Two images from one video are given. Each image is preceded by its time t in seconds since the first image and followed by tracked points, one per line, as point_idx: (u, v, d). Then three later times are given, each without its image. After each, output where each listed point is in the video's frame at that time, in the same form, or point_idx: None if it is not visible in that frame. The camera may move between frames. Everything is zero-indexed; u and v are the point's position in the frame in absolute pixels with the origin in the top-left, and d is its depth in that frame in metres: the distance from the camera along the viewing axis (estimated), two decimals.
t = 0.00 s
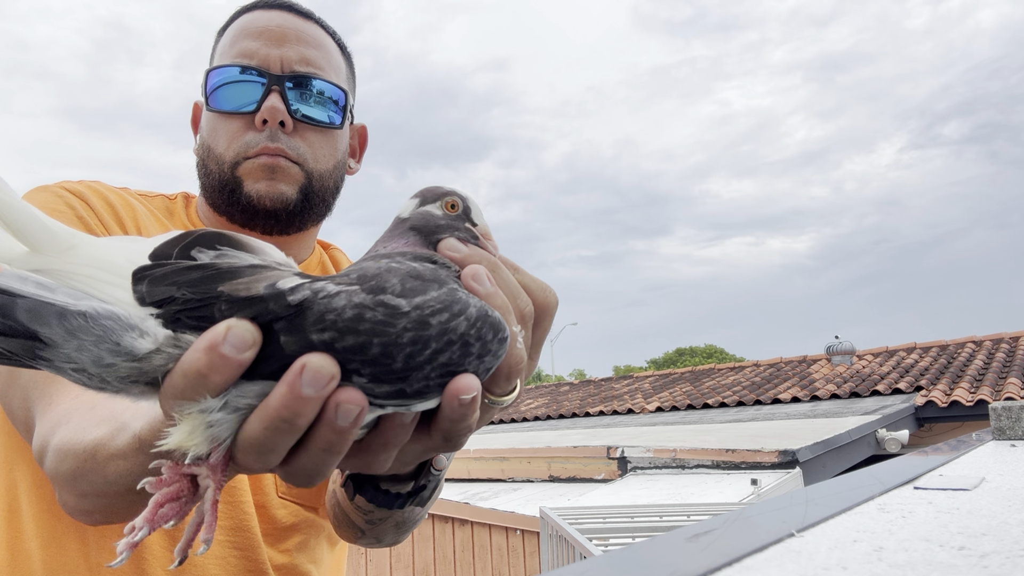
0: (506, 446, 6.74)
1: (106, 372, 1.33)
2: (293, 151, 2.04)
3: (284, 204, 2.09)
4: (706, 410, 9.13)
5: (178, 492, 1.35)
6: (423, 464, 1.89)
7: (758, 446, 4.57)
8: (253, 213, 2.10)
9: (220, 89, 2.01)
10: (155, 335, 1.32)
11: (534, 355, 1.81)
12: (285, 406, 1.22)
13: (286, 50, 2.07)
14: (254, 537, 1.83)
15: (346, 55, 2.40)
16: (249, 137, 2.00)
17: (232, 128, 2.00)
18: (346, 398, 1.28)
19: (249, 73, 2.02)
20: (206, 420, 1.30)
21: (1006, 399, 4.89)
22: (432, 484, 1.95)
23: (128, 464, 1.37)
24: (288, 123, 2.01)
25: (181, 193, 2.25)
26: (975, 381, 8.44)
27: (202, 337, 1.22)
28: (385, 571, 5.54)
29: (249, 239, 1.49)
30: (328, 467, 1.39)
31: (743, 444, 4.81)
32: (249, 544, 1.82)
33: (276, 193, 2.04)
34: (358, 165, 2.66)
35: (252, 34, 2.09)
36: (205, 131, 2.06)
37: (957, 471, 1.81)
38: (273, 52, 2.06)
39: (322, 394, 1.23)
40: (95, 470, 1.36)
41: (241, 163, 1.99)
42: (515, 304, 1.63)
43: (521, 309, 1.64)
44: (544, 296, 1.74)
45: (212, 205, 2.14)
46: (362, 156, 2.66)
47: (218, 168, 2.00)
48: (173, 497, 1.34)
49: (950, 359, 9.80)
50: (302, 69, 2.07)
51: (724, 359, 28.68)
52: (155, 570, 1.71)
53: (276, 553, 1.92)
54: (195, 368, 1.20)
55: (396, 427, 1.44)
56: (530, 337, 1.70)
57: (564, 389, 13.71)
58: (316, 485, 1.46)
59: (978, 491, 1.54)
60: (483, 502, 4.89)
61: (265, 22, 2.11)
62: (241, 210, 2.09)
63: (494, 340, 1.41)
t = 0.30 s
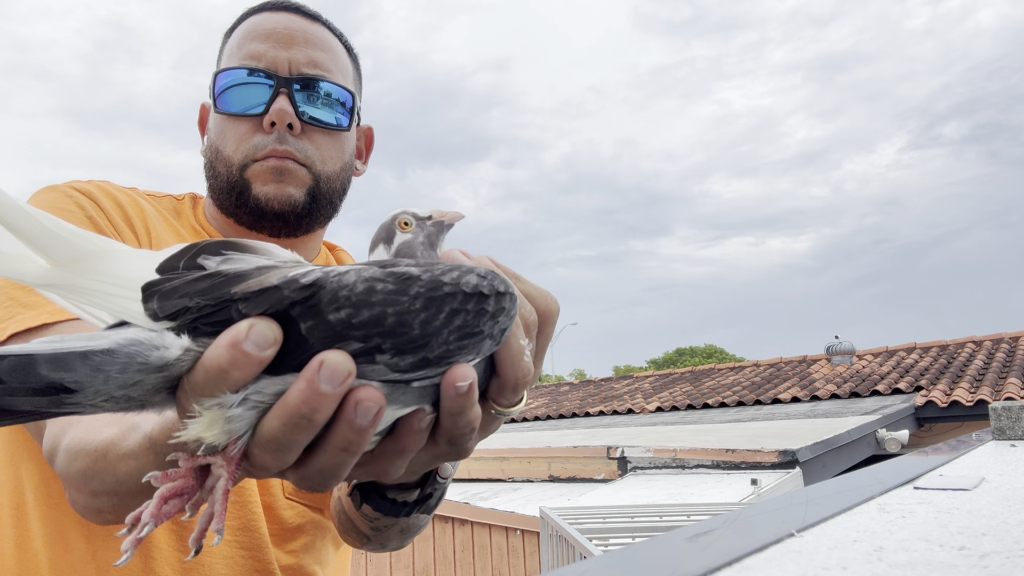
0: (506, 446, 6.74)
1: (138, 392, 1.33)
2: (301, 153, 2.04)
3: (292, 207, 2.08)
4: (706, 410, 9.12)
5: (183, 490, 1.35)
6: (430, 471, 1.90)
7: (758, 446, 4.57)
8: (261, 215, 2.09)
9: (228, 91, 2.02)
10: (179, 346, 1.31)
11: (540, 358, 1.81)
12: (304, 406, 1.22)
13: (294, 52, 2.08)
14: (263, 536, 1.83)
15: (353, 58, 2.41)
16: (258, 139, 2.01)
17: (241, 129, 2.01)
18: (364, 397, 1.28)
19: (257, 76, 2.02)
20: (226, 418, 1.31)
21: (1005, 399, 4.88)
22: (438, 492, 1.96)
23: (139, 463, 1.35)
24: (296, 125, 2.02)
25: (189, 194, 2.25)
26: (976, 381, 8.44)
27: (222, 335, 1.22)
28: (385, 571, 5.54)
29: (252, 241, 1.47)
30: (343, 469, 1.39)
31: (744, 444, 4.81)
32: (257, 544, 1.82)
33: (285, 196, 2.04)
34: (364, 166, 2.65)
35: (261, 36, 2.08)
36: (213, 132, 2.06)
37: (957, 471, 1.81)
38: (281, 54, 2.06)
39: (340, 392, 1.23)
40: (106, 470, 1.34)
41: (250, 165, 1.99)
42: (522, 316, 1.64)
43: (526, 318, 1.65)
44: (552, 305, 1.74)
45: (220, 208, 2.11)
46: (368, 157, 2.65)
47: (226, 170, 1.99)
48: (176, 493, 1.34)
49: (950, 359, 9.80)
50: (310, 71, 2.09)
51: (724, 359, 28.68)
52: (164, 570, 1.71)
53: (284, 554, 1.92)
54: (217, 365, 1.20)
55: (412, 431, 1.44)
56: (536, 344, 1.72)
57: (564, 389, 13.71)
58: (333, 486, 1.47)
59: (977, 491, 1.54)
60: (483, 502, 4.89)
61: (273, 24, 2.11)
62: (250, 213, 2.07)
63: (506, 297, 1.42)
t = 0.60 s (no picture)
0: (506, 446, 6.74)
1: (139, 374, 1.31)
2: (302, 152, 2.04)
3: (294, 208, 2.10)
4: (706, 411, 9.13)
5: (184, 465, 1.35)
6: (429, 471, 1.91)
7: (758, 446, 4.57)
8: (262, 215, 2.11)
9: (229, 90, 2.02)
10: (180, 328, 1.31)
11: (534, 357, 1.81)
12: (298, 390, 1.22)
13: (295, 50, 2.08)
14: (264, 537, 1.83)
15: (353, 55, 2.40)
16: (259, 138, 2.00)
17: (242, 129, 2.01)
18: (359, 385, 1.28)
19: (257, 74, 2.02)
20: (222, 400, 1.30)
21: (1005, 399, 4.88)
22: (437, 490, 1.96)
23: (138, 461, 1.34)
24: (297, 123, 2.01)
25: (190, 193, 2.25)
26: (975, 381, 8.44)
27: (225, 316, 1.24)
28: (385, 571, 5.54)
29: (264, 228, 1.48)
30: (337, 458, 1.39)
31: (744, 444, 4.81)
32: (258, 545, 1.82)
33: (286, 198, 2.06)
34: (364, 166, 2.66)
35: (261, 34, 2.08)
36: (215, 131, 2.06)
37: (957, 471, 1.81)
38: (282, 52, 2.06)
39: (336, 377, 1.23)
40: (105, 469, 1.33)
41: (252, 166, 2.00)
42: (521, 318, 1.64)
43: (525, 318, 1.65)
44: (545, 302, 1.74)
45: (222, 207, 2.14)
46: (369, 156, 2.65)
47: (229, 169, 2.01)
48: (180, 466, 1.35)
49: (950, 359, 9.80)
50: (311, 69, 2.08)
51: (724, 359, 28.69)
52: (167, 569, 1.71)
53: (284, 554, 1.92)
54: (217, 346, 1.21)
55: (409, 425, 1.44)
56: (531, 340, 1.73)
57: (564, 389, 13.71)
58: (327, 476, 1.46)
59: (977, 491, 1.54)
60: (483, 502, 4.89)
61: (274, 22, 2.10)
62: (251, 214, 2.10)
63: (507, 309, 1.42)
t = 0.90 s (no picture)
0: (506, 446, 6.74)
1: (172, 370, 1.27)
2: (301, 147, 2.05)
3: (293, 206, 2.05)
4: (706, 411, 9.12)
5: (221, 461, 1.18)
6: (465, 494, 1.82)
7: (758, 445, 4.57)
8: (260, 215, 2.03)
9: (222, 85, 1.99)
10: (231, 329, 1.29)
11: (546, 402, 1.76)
12: (324, 396, 1.15)
13: (289, 42, 2.07)
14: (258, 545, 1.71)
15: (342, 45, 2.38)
16: (257, 133, 2.00)
17: (239, 125, 2.00)
18: (372, 407, 1.24)
19: (252, 68, 2.01)
20: (251, 400, 1.22)
21: (1005, 399, 4.87)
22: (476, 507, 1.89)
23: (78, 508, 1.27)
24: (295, 118, 2.03)
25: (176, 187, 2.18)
26: (975, 381, 8.44)
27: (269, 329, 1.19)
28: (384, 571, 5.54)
29: (298, 279, 1.62)
30: (335, 483, 1.28)
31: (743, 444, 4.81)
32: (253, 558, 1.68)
33: (285, 194, 2.02)
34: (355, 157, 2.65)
35: (253, 27, 2.06)
36: (208, 128, 2.03)
37: (957, 471, 1.80)
38: (276, 44, 2.05)
39: (362, 392, 1.19)
40: (48, 512, 1.29)
41: (251, 161, 1.99)
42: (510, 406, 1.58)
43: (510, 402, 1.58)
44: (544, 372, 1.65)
45: (215, 206, 2.05)
46: (361, 147, 2.65)
47: (226, 166, 1.99)
48: (213, 456, 1.18)
49: (950, 359, 9.80)
50: (306, 62, 2.09)
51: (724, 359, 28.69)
52: None
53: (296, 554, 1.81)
54: (257, 352, 1.15)
55: (389, 468, 1.35)
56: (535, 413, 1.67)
57: (564, 389, 13.71)
58: (310, 509, 1.32)
59: (978, 491, 1.54)
60: (483, 502, 4.89)
61: (265, 14, 2.08)
62: (247, 214, 2.02)
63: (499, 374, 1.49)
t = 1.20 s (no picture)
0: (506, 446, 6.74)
1: (182, 307, 1.24)
2: (281, 148, 1.99)
3: (275, 207, 2.04)
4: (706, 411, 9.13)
5: (203, 383, 1.04)
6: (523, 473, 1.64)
7: (758, 445, 4.57)
8: (243, 214, 2.04)
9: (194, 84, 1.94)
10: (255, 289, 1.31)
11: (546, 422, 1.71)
12: (306, 363, 1.07)
13: (265, 37, 2.00)
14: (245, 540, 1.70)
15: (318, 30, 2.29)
16: (235, 135, 1.94)
17: (215, 126, 1.94)
18: (340, 398, 1.14)
19: (225, 66, 1.94)
20: (246, 347, 1.10)
21: (1005, 400, 4.85)
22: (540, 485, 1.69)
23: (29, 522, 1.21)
24: (274, 119, 1.97)
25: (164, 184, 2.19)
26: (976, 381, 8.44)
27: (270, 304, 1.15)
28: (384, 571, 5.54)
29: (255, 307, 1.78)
30: (289, 462, 1.08)
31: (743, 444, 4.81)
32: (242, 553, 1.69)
33: (267, 196, 2.00)
34: (337, 146, 2.63)
35: (224, 21, 1.98)
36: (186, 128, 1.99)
37: (957, 471, 1.80)
38: (250, 41, 1.98)
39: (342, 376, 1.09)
40: None
41: (228, 164, 1.93)
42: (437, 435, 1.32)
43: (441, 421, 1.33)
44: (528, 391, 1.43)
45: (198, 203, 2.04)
46: (341, 136, 2.62)
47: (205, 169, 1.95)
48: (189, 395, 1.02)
49: (950, 359, 9.80)
50: (282, 58, 2.01)
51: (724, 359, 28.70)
52: None
53: (293, 551, 1.78)
54: (253, 314, 1.10)
55: (334, 469, 1.20)
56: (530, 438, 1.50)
57: (564, 389, 13.72)
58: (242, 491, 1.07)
59: (978, 491, 1.54)
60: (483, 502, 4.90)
61: (238, 5, 1.99)
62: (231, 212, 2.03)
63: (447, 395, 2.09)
